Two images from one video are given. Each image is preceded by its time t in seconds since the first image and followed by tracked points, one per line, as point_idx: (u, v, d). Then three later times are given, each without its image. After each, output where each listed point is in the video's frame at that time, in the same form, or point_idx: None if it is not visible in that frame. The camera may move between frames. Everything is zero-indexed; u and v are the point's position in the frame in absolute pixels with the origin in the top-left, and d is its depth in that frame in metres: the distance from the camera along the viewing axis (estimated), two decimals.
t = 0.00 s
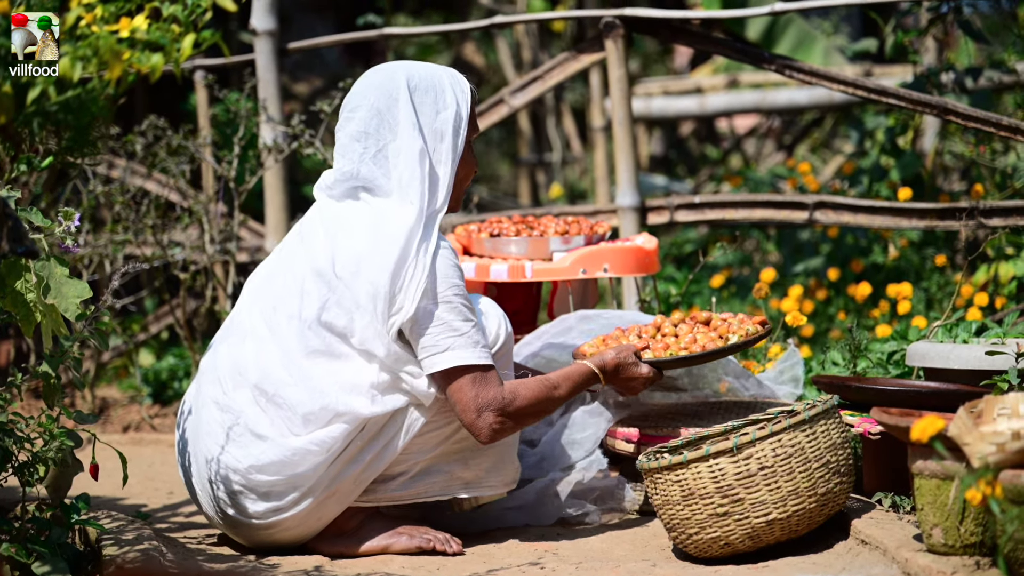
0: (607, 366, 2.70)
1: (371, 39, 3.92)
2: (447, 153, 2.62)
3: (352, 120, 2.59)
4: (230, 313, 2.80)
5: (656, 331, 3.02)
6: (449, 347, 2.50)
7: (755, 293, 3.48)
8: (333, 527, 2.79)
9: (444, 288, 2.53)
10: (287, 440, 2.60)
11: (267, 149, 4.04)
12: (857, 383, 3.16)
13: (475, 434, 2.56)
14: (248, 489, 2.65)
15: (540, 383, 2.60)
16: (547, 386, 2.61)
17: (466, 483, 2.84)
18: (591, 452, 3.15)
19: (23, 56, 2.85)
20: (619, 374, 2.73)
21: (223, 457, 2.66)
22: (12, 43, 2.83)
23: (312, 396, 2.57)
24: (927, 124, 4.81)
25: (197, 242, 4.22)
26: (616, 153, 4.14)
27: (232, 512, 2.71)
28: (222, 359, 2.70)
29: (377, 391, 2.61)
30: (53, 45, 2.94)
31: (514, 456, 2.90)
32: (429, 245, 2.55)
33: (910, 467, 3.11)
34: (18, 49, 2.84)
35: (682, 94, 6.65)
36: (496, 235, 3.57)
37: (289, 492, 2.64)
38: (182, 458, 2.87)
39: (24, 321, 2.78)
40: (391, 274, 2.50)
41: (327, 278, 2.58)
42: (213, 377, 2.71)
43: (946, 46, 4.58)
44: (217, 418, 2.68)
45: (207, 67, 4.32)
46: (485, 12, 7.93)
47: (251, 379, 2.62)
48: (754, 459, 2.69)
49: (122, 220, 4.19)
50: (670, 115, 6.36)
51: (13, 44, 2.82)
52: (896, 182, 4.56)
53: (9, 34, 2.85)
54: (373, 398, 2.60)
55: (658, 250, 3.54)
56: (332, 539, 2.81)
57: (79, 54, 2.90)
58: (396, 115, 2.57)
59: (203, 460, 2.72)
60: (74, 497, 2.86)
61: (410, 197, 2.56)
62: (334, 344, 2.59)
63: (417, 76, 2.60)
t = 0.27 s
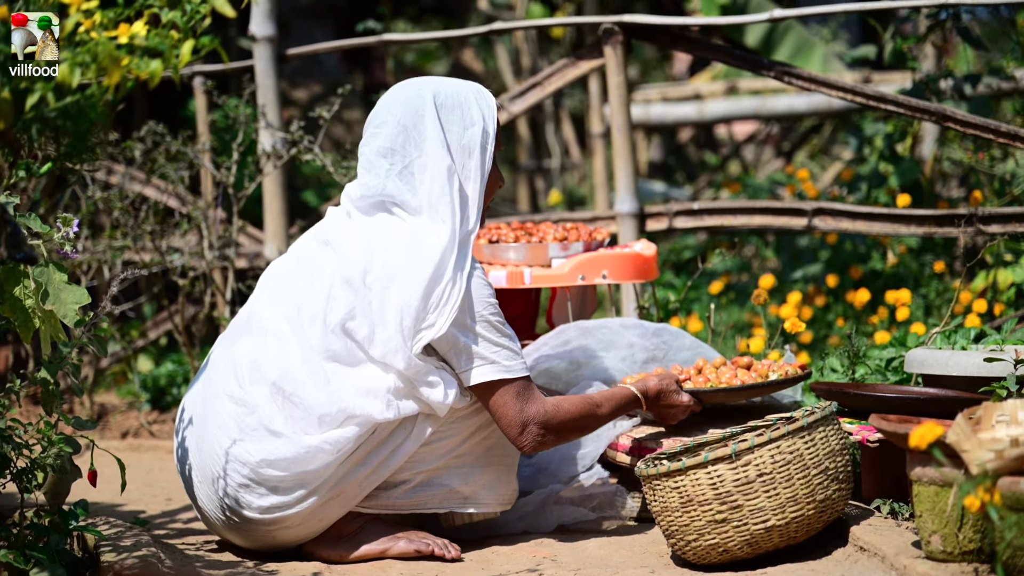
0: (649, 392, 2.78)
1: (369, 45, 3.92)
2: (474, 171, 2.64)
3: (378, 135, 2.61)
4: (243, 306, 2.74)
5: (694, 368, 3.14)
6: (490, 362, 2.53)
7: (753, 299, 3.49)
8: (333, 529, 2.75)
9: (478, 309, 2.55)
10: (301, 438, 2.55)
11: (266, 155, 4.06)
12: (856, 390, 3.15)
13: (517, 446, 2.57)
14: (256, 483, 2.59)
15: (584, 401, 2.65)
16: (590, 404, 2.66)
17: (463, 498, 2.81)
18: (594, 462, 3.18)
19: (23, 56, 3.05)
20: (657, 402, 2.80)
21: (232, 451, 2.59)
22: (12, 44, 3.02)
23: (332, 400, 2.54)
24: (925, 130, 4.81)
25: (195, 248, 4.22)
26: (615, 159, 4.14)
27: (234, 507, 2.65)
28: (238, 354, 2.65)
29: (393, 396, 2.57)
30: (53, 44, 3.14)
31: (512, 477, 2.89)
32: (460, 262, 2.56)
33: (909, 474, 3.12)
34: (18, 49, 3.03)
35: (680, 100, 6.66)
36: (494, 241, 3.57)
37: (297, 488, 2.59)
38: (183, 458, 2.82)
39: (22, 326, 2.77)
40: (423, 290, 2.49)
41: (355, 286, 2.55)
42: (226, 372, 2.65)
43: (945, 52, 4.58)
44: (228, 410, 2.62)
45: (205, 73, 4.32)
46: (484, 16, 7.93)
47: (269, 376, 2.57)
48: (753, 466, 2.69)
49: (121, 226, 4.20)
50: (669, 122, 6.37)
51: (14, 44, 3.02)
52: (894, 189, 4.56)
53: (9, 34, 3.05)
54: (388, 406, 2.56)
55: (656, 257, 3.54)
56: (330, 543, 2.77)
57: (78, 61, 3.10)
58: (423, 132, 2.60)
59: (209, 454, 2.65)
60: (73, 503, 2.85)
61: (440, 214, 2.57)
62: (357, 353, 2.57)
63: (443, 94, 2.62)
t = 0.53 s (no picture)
0: (647, 421, 2.80)
1: (364, 58, 3.94)
2: (487, 194, 2.61)
3: (394, 153, 2.59)
4: (247, 316, 2.73)
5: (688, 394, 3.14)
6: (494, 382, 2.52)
7: (746, 311, 3.48)
8: (327, 540, 2.72)
9: (484, 331, 2.54)
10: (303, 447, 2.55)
11: (259, 166, 4.06)
12: (850, 403, 3.16)
13: (518, 468, 2.55)
14: (254, 488, 2.58)
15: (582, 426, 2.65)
16: (587, 429, 2.66)
17: (458, 517, 2.80)
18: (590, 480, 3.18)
19: (22, 56, 3.20)
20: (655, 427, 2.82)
21: (232, 458, 2.58)
22: (12, 45, 3.18)
23: (335, 411, 2.53)
24: (918, 143, 4.83)
25: (189, 260, 4.23)
26: (608, 171, 4.14)
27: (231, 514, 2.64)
28: (242, 361, 2.64)
29: (394, 408, 2.56)
30: (53, 44, 3.27)
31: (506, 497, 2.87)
32: (467, 283, 2.55)
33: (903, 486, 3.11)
34: (17, 49, 3.19)
35: (674, 111, 6.68)
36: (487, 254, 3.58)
37: (294, 495, 2.58)
38: (178, 469, 2.81)
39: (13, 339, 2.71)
40: (429, 308, 2.48)
41: (360, 302, 2.54)
42: (229, 380, 2.64)
43: (938, 65, 4.60)
44: (230, 416, 2.61)
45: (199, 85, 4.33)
46: (479, 25, 7.96)
47: (273, 384, 2.56)
48: (747, 478, 2.66)
49: (115, 237, 4.20)
50: (663, 133, 6.39)
51: (13, 45, 3.16)
52: (888, 202, 4.57)
53: (10, 36, 3.18)
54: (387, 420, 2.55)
55: (650, 269, 3.54)
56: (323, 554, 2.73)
57: (73, 73, 3.24)
58: (439, 153, 2.58)
59: (209, 461, 2.64)
60: (65, 515, 2.83)
61: (451, 234, 2.55)
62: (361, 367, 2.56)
63: (463, 116, 2.61)
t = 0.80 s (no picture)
0: (647, 422, 2.79)
1: (359, 61, 3.94)
2: (478, 200, 2.61)
3: (388, 155, 2.56)
4: (235, 322, 2.72)
5: (685, 398, 3.13)
6: (486, 388, 2.51)
7: (742, 315, 3.48)
8: (322, 545, 2.70)
9: (474, 336, 2.52)
10: (295, 455, 2.54)
11: (255, 169, 4.07)
12: (846, 406, 3.15)
13: (516, 468, 2.55)
14: (249, 497, 2.57)
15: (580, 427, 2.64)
16: (585, 430, 2.65)
17: (453, 518, 2.79)
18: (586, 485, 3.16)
19: (23, 56, 3.20)
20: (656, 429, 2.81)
21: (224, 467, 2.59)
22: (12, 44, 3.17)
23: (325, 420, 2.52)
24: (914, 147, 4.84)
25: (184, 263, 4.23)
26: (604, 174, 4.14)
27: (226, 521, 2.64)
28: (232, 370, 2.63)
29: (385, 412, 2.55)
30: (53, 44, 3.26)
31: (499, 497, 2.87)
32: (455, 288, 2.54)
33: (898, 490, 3.09)
34: (18, 49, 3.18)
35: (670, 115, 6.68)
36: (483, 258, 3.57)
37: (288, 504, 2.57)
38: (173, 474, 2.80)
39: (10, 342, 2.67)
40: (416, 315, 2.47)
41: (348, 310, 2.52)
42: (220, 389, 2.63)
43: (934, 69, 4.61)
44: (222, 425, 2.61)
45: (195, 89, 4.33)
46: (477, 29, 7.96)
47: (264, 394, 2.56)
48: (742, 482, 2.64)
49: (110, 241, 4.21)
50: (659, 137, 6.39)
51: (13, 45, 3.17)
52: (883, 205, 4.58)
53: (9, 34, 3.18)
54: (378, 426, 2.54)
55: (645, 273, 3.55)
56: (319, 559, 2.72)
57: (67, 77, 3.28)
58: (433, 158, 2.56)
59: (204, 469, 2.64)
60: (61, 519, 2.81)
61: (440, 240, 2.54)
62: (350, 375, 2.55)
63: (457, 120, 2.59)
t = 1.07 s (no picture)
0: (645, 422, 2.77)
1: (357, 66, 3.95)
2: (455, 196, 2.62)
3: (366, 154, 2.54)
4: (218, 337, 2.71)
5: (682, 401, 3.13)
6: (475, 385, 2.51)
7: (741, 320, 3.48)
8: (319, 552, 2.69)
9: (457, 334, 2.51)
10: (286, 469, 2.52)
11: (254, 174, 4.07)
12: (844, 410, 3.15)
13: (511, 459, 2.55)
14: (242, 512, 2.57)
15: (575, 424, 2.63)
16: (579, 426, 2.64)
17: (451, 516, 2.80)
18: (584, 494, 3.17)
19: (23, 56, 3.23)
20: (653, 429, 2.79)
21: (216, 482, 2.58)
22: (13, 45, 3.19)
23: (312, 432, 2.50)
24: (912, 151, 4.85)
25: (183, 268, 4.24)
26: (602, 179, 4.14)
27: (222, 536, 2.64)
28: (220, 386, 2.62)
29: (374, 418, 2.53)
30: (53, 45, 3.28)
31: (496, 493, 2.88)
32: (436, 288, 2.52)
33: (896, 495, 3.08)
34: (18, 49, 3.21)
35: (668, 120, 6.66)
36: (482, 263, 3.58)
37: (283, 517, 2.56)
38: (170, 484, 2.80)
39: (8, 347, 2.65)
40: (397, 317, 2.45)
41: (330, 318, 2.50)
42: (209, 405, 2.63)
43: (932, 74, 4.61)
44: (212, 441, 2.60)
45: (194, 94, 4.34)
46: (476, 33, 7.97)
47: (251, 409, 2.54)
48: (741, 486, 2.64)
49: (108, 246, 4.22)
50: (657, 142, 6.39)
51: (14, 45, 3.19)
52: (881, 210, 4.59)
53: (10, 35, 3.19)
54: (368, 432, 2.52)
55: (645, 278, 3.53)
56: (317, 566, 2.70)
57: (67, 82, 3.24)
58: (413, 155, 2.56)
59: (197, 486, 2.64)
60: (59, 524, 2.80)
61: (418, 240, 2.52)
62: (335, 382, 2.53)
63: (435, 116, 2.59)
